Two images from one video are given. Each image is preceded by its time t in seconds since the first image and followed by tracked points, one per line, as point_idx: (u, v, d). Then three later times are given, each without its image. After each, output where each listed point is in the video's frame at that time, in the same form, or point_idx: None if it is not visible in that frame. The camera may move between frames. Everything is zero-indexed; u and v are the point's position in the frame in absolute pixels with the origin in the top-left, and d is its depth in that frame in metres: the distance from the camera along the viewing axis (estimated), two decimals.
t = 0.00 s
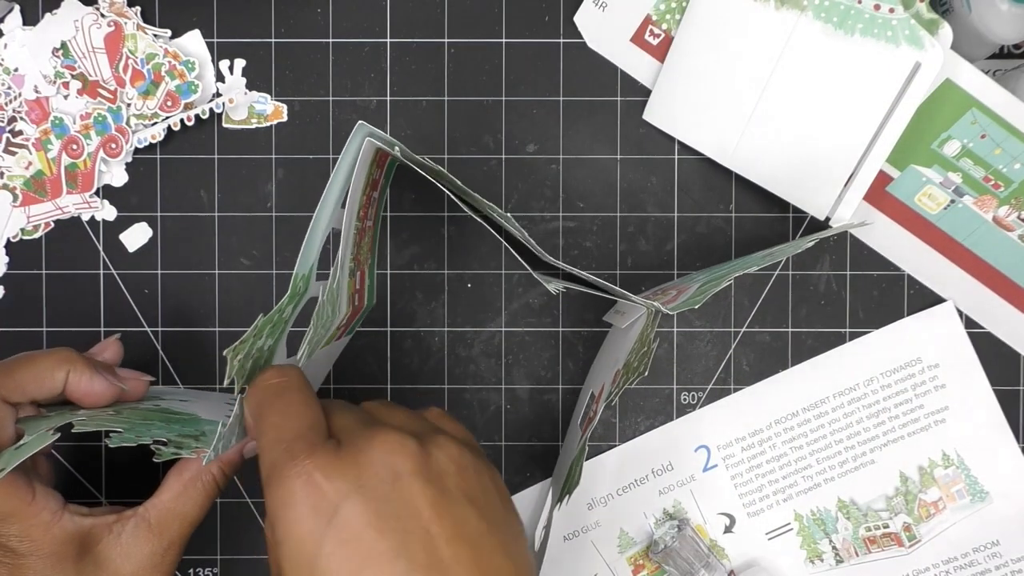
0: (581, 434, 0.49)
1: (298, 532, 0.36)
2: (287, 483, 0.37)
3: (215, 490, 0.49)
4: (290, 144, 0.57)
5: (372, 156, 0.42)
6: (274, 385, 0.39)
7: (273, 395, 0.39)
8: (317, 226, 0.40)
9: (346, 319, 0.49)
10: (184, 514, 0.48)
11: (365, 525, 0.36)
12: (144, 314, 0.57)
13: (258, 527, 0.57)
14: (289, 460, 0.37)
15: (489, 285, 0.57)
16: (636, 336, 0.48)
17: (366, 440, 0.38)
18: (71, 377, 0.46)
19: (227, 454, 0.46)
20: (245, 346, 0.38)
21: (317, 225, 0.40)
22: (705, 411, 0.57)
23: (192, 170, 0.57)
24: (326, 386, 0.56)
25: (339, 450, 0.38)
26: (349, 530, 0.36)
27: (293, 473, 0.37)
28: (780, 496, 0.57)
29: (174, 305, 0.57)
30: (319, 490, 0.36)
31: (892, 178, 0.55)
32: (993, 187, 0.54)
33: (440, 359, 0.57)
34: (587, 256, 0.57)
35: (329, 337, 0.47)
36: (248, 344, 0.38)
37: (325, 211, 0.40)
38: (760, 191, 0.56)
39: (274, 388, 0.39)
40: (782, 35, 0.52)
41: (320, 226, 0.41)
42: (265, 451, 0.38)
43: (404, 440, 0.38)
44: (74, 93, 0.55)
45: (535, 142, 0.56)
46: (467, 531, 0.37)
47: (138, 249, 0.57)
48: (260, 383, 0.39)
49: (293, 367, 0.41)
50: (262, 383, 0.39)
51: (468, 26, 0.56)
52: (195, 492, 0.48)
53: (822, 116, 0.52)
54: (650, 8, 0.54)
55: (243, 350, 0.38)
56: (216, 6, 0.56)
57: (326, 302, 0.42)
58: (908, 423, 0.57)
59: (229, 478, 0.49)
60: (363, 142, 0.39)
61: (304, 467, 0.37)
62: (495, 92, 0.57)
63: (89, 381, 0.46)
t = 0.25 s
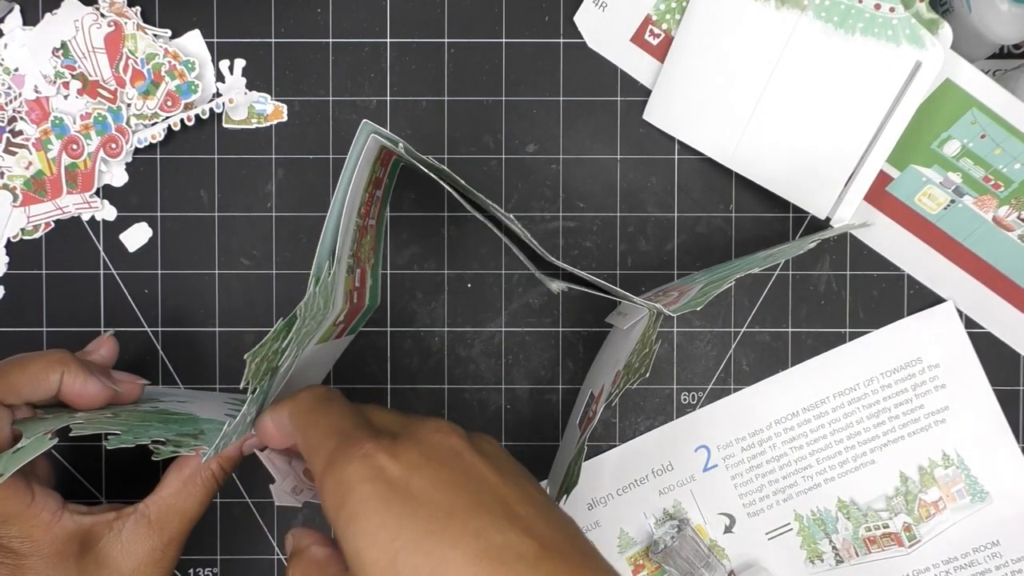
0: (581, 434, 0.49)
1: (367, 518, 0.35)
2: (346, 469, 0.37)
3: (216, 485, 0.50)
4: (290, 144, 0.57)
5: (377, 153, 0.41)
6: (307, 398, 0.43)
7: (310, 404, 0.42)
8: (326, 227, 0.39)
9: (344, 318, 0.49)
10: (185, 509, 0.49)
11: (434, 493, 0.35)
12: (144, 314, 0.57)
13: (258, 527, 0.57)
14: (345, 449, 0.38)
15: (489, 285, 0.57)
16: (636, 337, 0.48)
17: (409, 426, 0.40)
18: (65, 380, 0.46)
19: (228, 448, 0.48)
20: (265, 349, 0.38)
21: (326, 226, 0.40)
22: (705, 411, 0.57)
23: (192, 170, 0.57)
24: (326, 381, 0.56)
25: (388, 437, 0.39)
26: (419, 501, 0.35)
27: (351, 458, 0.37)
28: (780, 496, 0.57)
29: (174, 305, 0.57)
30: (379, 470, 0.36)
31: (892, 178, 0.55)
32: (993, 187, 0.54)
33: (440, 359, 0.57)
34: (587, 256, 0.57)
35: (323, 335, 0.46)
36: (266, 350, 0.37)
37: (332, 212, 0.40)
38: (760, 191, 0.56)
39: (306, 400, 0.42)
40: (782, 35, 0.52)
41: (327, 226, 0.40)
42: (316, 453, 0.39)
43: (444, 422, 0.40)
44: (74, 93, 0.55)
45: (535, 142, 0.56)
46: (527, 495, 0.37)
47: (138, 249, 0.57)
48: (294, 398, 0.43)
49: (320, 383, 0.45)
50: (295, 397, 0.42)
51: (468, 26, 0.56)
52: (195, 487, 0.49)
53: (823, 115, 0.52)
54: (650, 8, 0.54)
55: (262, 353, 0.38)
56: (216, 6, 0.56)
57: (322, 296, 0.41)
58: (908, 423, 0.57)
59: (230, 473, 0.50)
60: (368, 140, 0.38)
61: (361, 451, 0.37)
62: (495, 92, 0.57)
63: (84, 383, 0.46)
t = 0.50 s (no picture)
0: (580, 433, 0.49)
1: (375, 470, 0.34)
2: (357, 430, 0.37)
3: (218, 484, 0.51)
4: (290, 144, 0.57)
5: (378, 151, 0.41)
6: (321, 388, 0.44)
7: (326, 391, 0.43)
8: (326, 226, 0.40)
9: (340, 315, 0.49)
10: (189, 507, 0.50)
11: (441, 445, 0.34)
12: (144, 314, 0.57)
13: (259, 527, 0.57)
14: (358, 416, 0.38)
15: (489, 285, 0.57)
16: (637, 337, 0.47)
17: (420, 402, 0.40)
18: (60, 383, 0.46)
19: (230, 448, 0.48)
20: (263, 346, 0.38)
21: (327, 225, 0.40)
22: (705, 411, 0.57)
23: (192, 170, 0.57)
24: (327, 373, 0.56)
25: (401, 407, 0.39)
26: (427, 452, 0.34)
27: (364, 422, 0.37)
28: (780, 496, 0.57)
29: (174, 305, 0.57)
30: (389, 429, 0.36)
31: (892, 178, 0.55)
32: (993, 187, 0.54)
33: (440, 359, 0.57)
34: (587, 256, 0.57)
35: (318, 332, 0.46)
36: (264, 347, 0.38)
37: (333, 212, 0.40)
38: (761, 191, 0.56)
39: (321, 389, 0.43)
40: (782, 34, 0.52)
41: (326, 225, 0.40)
42: (330, 426, 0.39)
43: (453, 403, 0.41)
44: (74, 93, 0.55)
45: (535, 142, 0.56)
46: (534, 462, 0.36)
47: (138, 249, 0.57)
48: (310, 390, 0.44)
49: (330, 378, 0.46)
50: (312, 391, 0.43)
51: (468, 26, 0.56)
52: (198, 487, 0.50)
53: (823, 115, 0.52)
54: (650, 8, 0.54)
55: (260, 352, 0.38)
56: (216, 6, 0.56)
57: (317, 292, 0.41)
58: (908, 423, 0.57)
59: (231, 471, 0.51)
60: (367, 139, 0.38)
61: (373, 415, 0.38)
62: (495, 92, 0.57)
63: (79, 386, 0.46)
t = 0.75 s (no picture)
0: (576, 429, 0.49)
1: (354, 452, 0.35)
2: (338, 415, 0.38)
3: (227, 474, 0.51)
4: (289, 144, 0.57)
5: (378, 151, 0.41)
6: (313, 363, 0.44)
7: (317, 368, 0.43)
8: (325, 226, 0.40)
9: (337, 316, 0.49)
10: (198, 498, 0.50)
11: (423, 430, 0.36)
12: (144, 314, 0.57)
13: (259, 527, 0.57)
14: (340, 400, 0.39)
15: (489, 285, 0.57)
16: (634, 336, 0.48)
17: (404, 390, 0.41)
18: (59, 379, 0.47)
19: (238, 442, 0.49)
20: (262, 348, 0.38)
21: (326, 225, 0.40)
22: (705, 410, 0.57)
23: (192, 170, 0.57)
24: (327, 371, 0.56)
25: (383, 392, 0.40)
26: (405, 437, 0.35)
27: (346, 407, 0.38)
28: (780, 496, 0.57)
29: (174, 305, 0.57)
30: (369, 415, 0.37)
31: (892, 178, 0.55)
32: (993, 187, 0.54)
33: (440, 359, 0.57)
34: (587, 256, 0.57)
35: (316, 331, 0.45)
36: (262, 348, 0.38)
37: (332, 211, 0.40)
38: (761, 191, 0.56)
39: (312, 365, 0.43)
40: (782, 35, 0.52)
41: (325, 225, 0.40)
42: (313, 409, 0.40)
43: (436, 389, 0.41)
44: (74, 93, 0.55)
45: (535, 142, 0.56)
46: (513, 447, 0.37)
47: (138, 249, 0.57)
48: (298, 370, 0.44)
49: (325, 353, 0.46)
50: (306, 371, 0.43)
51: (468, 26, 0.56)
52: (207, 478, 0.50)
53: (823, 116, 0.52)
54: (650, 8, 0.54)
55: (260, 351, 0.38)
56: (215, 6, 0.56)
57: (316, 291, 0.41)
58: (908, 423, 0.57)
59: (239, 463, 0.51)
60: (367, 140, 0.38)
61: (355, 401, 0.39)
62: (495, 92, 0.57)
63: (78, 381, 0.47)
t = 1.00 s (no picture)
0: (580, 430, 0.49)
1: (342, 455, 0.37)
2: (327, 416, 0.39)
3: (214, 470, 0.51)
4: (289, 144, 0.57)
5: (378, 152, 0.41)
6: (305, 362, 0.44)
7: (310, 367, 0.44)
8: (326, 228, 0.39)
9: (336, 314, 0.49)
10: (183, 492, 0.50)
11: (408, 433, 0.37)
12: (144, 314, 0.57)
13: (259, 527, 0.57)
14: (328, 400, 0.40)
15: (489, 285, 0.57)
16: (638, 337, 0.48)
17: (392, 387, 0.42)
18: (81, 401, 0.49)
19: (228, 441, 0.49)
20: (262, 349, 0.38)
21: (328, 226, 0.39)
22: (705, 410, 0.57)
23: (192, 170, 0.57)
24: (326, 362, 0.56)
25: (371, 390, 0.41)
26: (391, 442, 0.37)
27: (334, 407, 0.40)
28: (780, 496, 0.57)
29: (174, 305, 0.57)
30: (357, 416, 0.39)
31: (892, 179, 0.55)
32: (993, 187, 0.54)
33: (440, 359, 0.57)
34: (587, 256, 0.57)
35: (314, 332, 0.46)
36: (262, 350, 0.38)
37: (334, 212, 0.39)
38: (761, 191, 0.56)
39: (305, 365, 0.44)
40: (781, 36, 0.52)
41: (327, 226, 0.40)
42: (303, 407, 0.41)
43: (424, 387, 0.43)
44: (74, 93, 0.55)
45: (535, 142, 0.56)
46: (495, 447, 0.39)
47: (138, 249, 0.57)
48: (292, 371, 0.44)
49: (320, 351, 0.46)
50: (304, 372, 0.43)
51: (468, 26, 0.56)
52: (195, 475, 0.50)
53: (823, 117, 0.52)
54: (650, 8, 0.54)
55: (261, 352, 0.38)
56: (215, 6, 0.56)
57: (316, 292, 0.41)
58: (908, 423, 0.57)
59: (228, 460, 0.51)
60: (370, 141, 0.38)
61: (343, 401, 0.40)
62: (495, 92, 0.57)
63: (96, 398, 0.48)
